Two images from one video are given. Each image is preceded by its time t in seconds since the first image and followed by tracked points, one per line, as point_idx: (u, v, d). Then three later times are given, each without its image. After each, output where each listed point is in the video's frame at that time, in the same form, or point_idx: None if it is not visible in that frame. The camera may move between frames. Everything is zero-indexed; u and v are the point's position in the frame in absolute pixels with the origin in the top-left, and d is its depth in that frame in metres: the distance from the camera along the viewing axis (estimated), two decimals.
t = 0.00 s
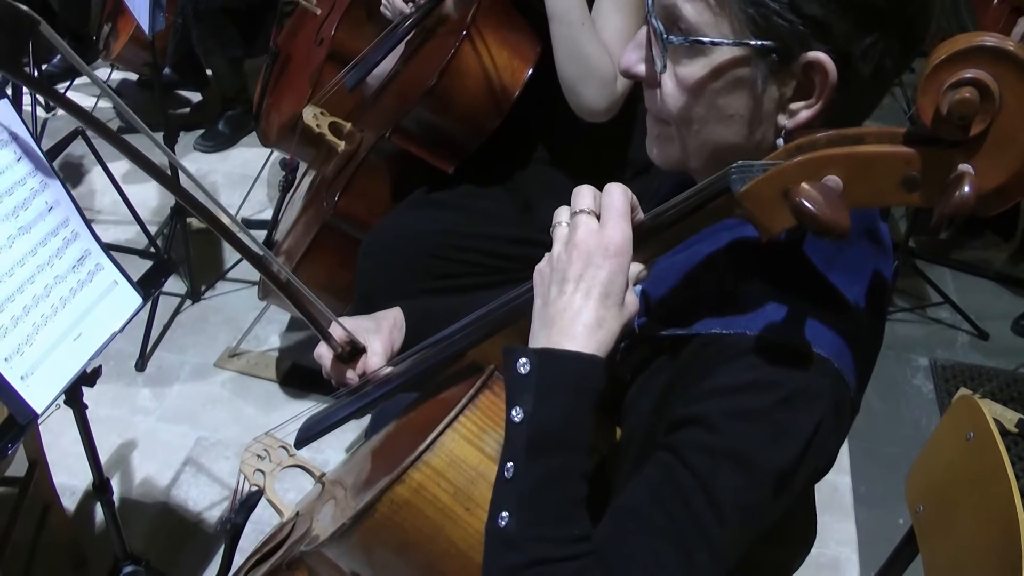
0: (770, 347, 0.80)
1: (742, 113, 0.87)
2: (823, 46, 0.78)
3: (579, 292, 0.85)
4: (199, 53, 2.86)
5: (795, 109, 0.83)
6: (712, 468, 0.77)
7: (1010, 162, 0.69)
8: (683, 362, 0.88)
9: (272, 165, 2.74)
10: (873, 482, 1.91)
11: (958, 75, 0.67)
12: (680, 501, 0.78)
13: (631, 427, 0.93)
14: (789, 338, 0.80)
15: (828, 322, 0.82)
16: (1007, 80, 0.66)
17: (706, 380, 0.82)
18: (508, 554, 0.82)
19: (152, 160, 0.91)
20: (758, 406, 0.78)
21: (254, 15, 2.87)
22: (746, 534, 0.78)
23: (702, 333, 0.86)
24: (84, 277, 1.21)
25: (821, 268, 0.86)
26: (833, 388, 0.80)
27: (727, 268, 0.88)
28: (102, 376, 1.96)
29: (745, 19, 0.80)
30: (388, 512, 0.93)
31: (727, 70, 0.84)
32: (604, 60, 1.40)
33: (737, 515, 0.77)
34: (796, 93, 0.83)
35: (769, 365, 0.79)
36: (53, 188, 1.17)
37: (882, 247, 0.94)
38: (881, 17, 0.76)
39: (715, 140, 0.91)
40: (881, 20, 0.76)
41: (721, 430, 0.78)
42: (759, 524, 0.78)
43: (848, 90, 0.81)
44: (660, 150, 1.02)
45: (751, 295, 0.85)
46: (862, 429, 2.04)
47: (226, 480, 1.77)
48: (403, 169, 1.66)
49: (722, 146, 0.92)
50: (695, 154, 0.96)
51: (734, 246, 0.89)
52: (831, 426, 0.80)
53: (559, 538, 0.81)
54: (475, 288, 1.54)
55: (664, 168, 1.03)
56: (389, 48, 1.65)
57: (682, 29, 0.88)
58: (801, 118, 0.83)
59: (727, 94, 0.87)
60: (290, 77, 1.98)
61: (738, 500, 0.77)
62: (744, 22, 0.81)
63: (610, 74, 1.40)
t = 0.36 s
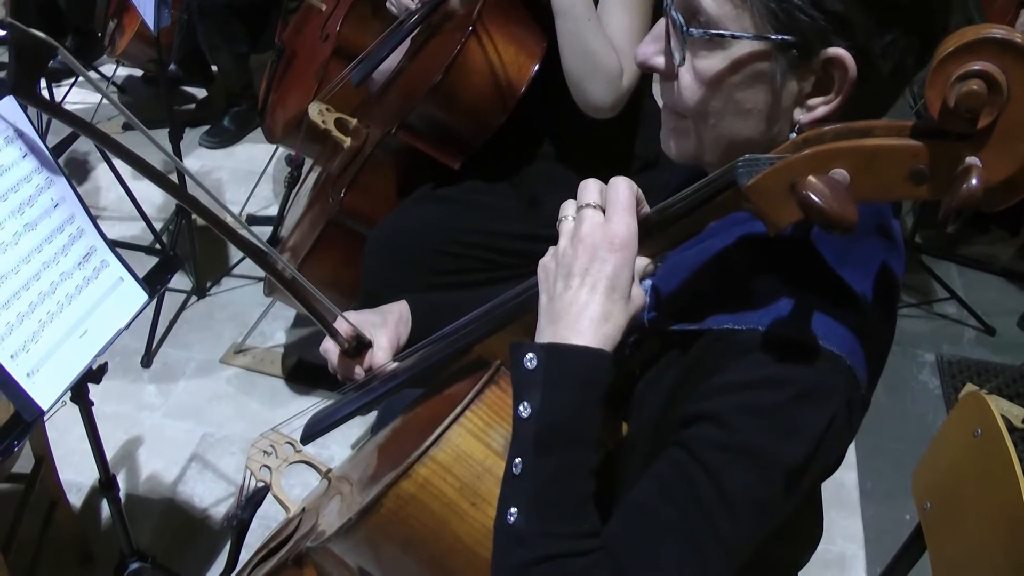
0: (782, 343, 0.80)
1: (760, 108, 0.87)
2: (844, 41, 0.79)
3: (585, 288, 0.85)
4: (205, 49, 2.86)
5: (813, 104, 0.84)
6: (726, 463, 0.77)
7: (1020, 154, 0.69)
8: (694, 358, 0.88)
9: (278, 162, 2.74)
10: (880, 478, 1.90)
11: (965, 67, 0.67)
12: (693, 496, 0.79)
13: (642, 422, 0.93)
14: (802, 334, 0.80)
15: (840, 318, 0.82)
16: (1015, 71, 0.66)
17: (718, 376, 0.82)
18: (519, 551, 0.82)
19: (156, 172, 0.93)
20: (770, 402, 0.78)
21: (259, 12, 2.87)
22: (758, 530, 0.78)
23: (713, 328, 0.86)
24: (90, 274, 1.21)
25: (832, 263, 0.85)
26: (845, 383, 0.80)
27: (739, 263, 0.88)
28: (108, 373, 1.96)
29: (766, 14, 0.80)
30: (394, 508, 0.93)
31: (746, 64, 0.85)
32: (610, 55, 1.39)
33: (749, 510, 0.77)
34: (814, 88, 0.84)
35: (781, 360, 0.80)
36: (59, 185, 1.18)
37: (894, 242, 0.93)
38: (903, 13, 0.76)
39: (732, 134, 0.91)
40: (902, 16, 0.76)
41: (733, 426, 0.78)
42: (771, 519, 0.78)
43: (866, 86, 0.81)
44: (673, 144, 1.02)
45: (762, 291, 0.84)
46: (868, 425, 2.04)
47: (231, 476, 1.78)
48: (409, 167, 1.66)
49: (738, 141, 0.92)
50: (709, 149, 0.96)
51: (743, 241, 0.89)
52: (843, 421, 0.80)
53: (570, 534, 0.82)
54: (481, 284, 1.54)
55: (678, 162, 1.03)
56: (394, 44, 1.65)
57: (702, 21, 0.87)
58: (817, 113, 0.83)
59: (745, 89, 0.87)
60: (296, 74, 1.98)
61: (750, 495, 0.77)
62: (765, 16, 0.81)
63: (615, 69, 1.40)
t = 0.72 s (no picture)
0: (789, 343, 0.80)
1: (762, 109, 0.87)
2: (845, 41, 0.78)
3: (592, 289, 0.85)
4: (211, 47, 2.85)
5: (815, 104, 0.84)
6: (732, 464, 0.77)
7: None
8: (702, 358, 0.88)
9: (284, 160, 2.74)
10: (888, 476, 1.90)
11: (975, 68, 0.66)
12: (700, 498, 0.79)
13: (650, 422, 0.93)
14: (809, 334, 0.80)
15: (846, 319, 0.82)
16: None
17: (725, 377, 0.82)
18: (528, 551, 0.83)
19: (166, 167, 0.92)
20: (776, 402, 0.78)
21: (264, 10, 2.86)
22: (765, 531, 0.78)
23: (720, 328, 0.86)
24: (97, 273, 1.21)
25: (840, 263, 0.86)
26: (853, 384, 0.80)
27: (746, 264, 0.88)
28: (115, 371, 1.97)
29: (766, 15, 0.80)
30: (403, 508, 0.93)
31: (747, 66, 0.85)
32: (618, 55, 1.39)
33: (756, 511, 0.77)
34: (817, 88, 0.83)
35: (786, 361, 0.80)
36: (66, 184, 1.17)
37: (901, 242, 0.93)
38: (904, 12, 0.77)
39: (735, 135, 0.92)
40: (904, 14, 0.78)
41: (740, 427, 0.78)
42: (779, 521, 0.79)
43: (867, 85, 0.81)
44: (676, 146, 1.02)
45: (769, 292, 0.84)
46: (876, 423, 2.04)
47: (239, 475, 1.78)
48: (415, 166, 1.65)
49: (741, 141, 0.92)
50: (713, 150, 0.96)
51: (750, 241, 0.89)
52: (850, 421, 0.80)
53: (577, 534, 0.82)
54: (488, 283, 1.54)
55: (682, 164, 1.03)
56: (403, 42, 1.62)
57: (701, 25, 0.88)
58: (821, 113, 0.83)
59: (747, 90, 0.87)
60: (302, 73, 1.97)
61: (757, 496, 0.77)
62: (765, 17, 0.81)
63: (624, 69, 1.40)
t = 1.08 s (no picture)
0: (790, 343, 0.81)
1: (767, 111, 0.87)
2: (849, 43, 0.79)
3: (592, 288, 0.85)
4: (218, 50, 2.86)
5: (819, 106, 0.83)
6: (734, 466, 0.78)
7: None
8: (705, 358, 0.88)
9: (290, 162, 2.76)
10: (892, 477, 1.90)
11: (973, 71, 0.66)
12: (702, 498, 0.79)
13: (652, 423, 0.94)
14: (812, 335, 0.80)
15: (849, 320, 0.82)
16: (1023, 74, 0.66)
17: (727, 377, 0.83)
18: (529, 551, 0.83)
19: (164, 177, 0.92)
20: (777, 401, 0.78)
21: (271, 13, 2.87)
22: (767, 532, 0.78)
23: (722, 329, 0.87)
24: (103, 275, 1.22)
25: (841, 264, 0.86)
26: (854, 384, 0.80)
27: (746, 266, 0.88)
28: (121, 372, 1.98)
29: (772, 17, 0.81)
30: (406, 509, 0.94)
31: (751, 68, 0.85)
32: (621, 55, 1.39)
33: (758, 511, 0.77)
34: (820, 89, 0.83)
35: (787, 361, 0.80)
36: (72, 186, 1.18)
37: (902, 243, 0.93)
38: (909, 14, 0.77)
39: (740, 137, 0.92)
40: (908, 17, 0.77)
41: (742, 427, 0.78)
42: (780, 521, 0.79)
43: (870, 85, 0.81)
44: (680, 148, 1.03)
45: (772, 293, 0.84)
46: (881, 424, 2.03)
47: (244, 476, 1.79)
48: (422, 167, 1.66)
49: (745, 144, 0.92)
50: (718, 153, 0.96)
51: (752, 242, 0.89)
52: (852, 421, 0.80)
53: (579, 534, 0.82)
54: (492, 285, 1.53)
55: (686, 166, 1.03)
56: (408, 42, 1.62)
57: (707, 28, 0.88)
58: (825, 115, 0.83)
59: (751, 93, 0.87)
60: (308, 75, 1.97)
61: (759, 496, 0.77)
62: (770, 20, 0.81)
63: (626, 68, 1.39)
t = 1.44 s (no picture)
0: (794, 354, 0.81)
1: (763, 125, 0.88)
2: (842, 56, 0.79)
3: (594, 297, 0.85)
4: (223, 55, 2.87)
5: (815, 119, 0.84)
6: (735, 473, 0.78)
7: None
8: (708, 367, 0.88)
9: (295, 167, 2.76)
10: (896, 484, 1.90)
11: (976, 84, 0.67)
12: (704, 505, 0.79)
13: (654, 432, 0.94)
14: (814, 346, 0.81)
15: (851, 331, 0.82)
16: None
17: (728, 386, 0.83)
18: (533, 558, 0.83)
19: (176, 184, 0.93)
20: (776, 410, 0.79)
21: (276, 18, 2.88)
22: (768, 541, 0.79)
23: (724, 339, 0.87)
24: (109, 282, 1.23)
25: (843, 275, 0.86)
26: (856, 393, 0.80)
27: (748, 275, 0.88)
28: (127, 378, 1.99)
29: (764, 32, 0.81)
30: (410, 517, 0.94)
31: (747, 83, 0.85)
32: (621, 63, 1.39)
33: (760, 519, 0.78)
34: (816, 103, 0.84)
35: (789, 371, 0.80)
36: (79, 193, 1.19)
37: (903, 252, 0.93)
38: (900, 25, 0.77)
39: (738, 150, 0.92)
40: (901, 29, 0.78)
41: (744, 436, 0.78)
42: (782, 530, 0.79)
43: (865, 97, 0.81)
44: (679, 161, 1.03)
45: (774, 303, 0.85)
46: (885, 431, 2.03)
47: (248, 481, 1.80)
48: (426, 174, 1.66)
49: (744, 156, 0.92)
50: (717, 166, 0.97)
51: (755, 253, 0.89)
52: (855, 430, 0.81)
53: (580, 542, 0.82)
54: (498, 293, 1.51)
55: (684, 178, 1.04)
56: (411, 49, 1.65)
57: (701, 43, 0.89)
58: (821, 128, 0.83)
59: (748, 107, 0.88)
60: (313, 82, 1.97)
61: (760, 504, 0.77)
62: (762, 34, 0.81)
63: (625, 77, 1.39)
